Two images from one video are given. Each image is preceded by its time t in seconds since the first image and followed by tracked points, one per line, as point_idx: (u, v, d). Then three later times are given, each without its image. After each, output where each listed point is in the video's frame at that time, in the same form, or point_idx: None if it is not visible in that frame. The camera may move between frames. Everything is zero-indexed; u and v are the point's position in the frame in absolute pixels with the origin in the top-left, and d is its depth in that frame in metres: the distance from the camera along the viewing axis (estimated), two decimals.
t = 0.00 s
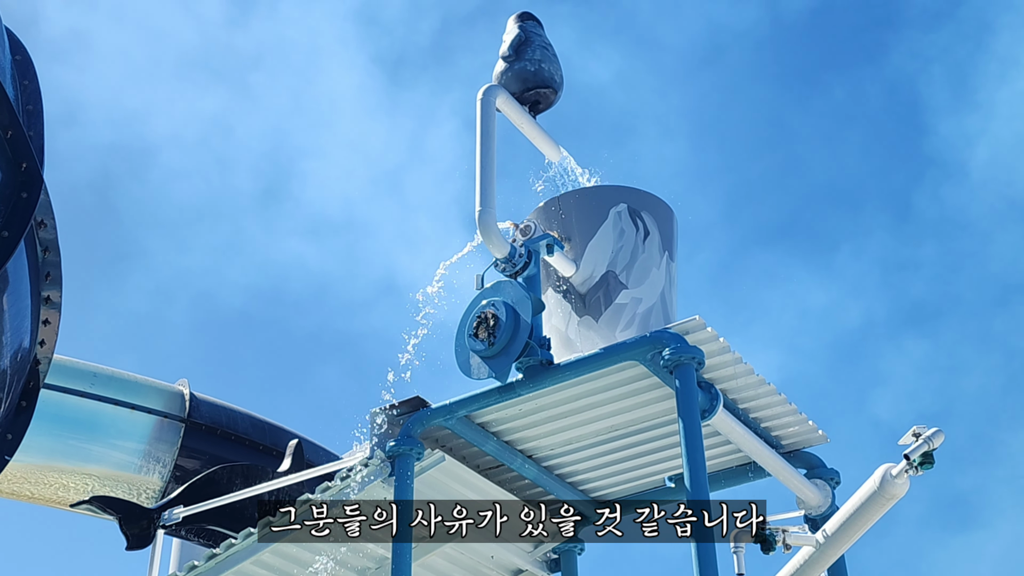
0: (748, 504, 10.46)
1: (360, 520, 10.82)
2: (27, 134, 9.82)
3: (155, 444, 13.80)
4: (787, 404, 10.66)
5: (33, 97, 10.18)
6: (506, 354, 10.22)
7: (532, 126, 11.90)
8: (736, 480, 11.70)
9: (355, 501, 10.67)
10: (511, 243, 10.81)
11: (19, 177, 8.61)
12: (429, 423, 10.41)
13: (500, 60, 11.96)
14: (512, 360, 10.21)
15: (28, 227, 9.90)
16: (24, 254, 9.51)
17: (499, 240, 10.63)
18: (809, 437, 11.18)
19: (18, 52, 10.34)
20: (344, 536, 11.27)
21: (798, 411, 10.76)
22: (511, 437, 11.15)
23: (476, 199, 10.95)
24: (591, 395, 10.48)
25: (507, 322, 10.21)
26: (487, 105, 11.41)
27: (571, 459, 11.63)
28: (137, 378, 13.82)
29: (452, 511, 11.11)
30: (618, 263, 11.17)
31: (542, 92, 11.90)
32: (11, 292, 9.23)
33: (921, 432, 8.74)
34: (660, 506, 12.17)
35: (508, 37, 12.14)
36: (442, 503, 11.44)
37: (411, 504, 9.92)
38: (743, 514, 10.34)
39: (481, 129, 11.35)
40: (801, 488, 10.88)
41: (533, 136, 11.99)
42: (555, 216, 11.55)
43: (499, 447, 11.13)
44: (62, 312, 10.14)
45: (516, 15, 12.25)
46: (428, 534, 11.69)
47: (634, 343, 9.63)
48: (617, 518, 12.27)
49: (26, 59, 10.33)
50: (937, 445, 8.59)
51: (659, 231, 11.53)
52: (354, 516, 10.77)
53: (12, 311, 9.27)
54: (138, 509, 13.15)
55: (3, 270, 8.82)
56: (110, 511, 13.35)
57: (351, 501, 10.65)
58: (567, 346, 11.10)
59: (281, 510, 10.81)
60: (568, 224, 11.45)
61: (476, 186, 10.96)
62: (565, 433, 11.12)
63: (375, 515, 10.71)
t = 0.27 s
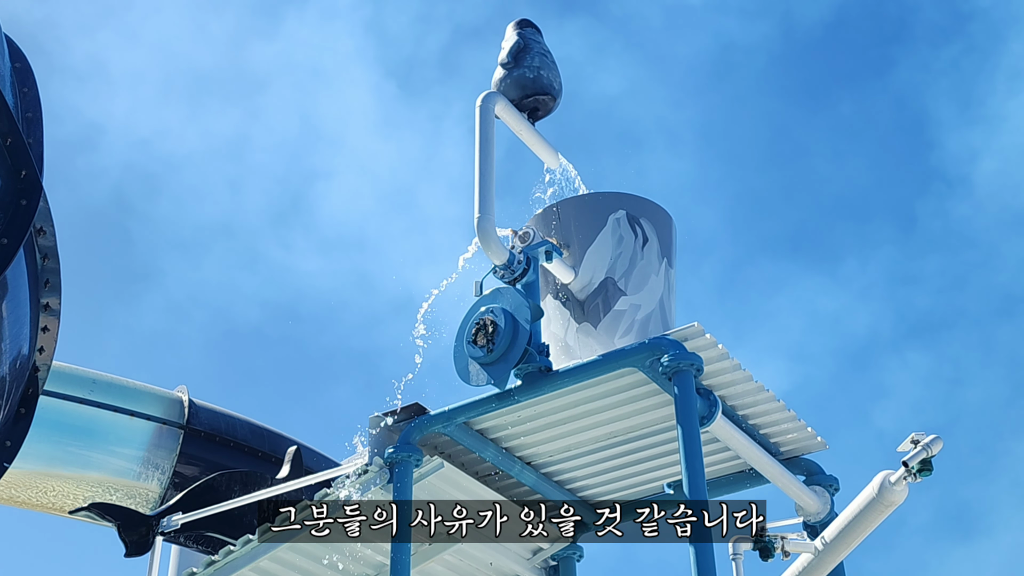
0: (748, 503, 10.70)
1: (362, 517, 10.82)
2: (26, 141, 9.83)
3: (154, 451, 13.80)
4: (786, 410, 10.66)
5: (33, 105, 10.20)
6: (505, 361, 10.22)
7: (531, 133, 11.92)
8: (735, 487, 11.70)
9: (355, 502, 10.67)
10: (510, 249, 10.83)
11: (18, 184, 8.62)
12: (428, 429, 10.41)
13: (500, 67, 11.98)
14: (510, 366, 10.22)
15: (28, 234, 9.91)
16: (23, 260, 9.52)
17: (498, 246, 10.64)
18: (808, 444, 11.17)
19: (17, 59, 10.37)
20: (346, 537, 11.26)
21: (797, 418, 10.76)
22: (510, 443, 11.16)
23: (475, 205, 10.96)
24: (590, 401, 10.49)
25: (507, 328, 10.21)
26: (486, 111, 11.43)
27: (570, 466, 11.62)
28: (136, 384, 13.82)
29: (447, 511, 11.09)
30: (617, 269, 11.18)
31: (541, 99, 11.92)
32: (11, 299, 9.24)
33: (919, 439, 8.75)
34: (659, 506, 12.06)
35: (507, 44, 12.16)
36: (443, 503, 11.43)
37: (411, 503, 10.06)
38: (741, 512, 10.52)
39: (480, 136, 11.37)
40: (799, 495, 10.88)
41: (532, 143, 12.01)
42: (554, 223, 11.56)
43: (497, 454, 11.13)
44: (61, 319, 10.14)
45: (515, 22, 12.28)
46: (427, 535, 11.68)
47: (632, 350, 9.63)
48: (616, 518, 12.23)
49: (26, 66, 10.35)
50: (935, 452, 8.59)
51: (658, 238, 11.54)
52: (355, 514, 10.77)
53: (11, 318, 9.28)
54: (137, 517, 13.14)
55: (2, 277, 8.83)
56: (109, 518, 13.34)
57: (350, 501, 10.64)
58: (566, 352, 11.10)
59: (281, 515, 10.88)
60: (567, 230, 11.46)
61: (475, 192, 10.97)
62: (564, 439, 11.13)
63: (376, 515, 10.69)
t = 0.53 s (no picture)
0: (748, 504, 10.99)
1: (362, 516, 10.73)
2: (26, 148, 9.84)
3: (154, 457, 13.78)
4: (786, 417, 10.66)
5: (32, 111, 10.20)
6: (504, 367, 10.22)
7: (531, 140, 11.93)
8: (735, 494, 11.70)
9: (355, 501, 10.62)
10: (510, 255, 10.84)
11: (18, 191, 8.62)
12: (427, 435, 10.40)
13: (500, 74, 12.00)
14: (510, 373, 10.21)
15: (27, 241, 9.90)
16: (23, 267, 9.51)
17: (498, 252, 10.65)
18: (808, 450, 11.17)
19: (17, 66, 10.38)
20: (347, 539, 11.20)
21: (796, 424, 10.76)
22: (509, 450, 11.16)
23: (475, 212, 10.97)
24: (589, 408, 10.49)
25: (506, 335, 10.20)
26: (486, 118, 11.44)
27: (570, 473, 11.62)
28: (135, 391, 13.81)
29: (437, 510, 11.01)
30: (616, 276, 11.18)
31: (541, 106, 11.93)
32: (10, 306, 9.23)
33: (919, 445, 8.74)
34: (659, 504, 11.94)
35: (507, 51, 12.18)
36: (442, 503, 11.42)
37: (411, 502, 10.25)
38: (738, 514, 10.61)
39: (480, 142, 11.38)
40: (799, 501, 10.88)
41: (532, 150, 12.02)
42: (554, 229, 11.57)
43: (497, 460, 11.13)
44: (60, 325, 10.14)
45: (515, 29, 12.30)
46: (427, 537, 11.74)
47: (632, 356, 9.63)
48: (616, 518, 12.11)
49: (26, 72, 10.36)
50: (935, 459, 8.59)
51: (657, 244, 11.55)
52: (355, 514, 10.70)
53: (11, 324, 9.27)
54: (136, 523, 13.15)
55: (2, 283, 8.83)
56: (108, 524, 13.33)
57: (350, 500, 10.60)
58: (566, 359, 11.10)
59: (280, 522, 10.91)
60: (566, 237, 11.47)
61: (475, 199, 10.98)
62: (563, 445, 11.13)
63: (376, 515, 10.59)
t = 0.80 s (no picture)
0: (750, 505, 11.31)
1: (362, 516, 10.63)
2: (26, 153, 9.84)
3: (153, 464, 13.76)
4: (786, 424, 10.64)
5: (32, 117, 10.20)
6: (504, 374, 10.21)
7: (531, 146, 11.93)
8: (735, 501, 11.67)
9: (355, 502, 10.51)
10: (509, 262, 10.84)
11: (17, 197, 8.62)
12: (427, 442, 10.38)
13: (499, 80, 12.00)
14: (510, 379, 10.20)
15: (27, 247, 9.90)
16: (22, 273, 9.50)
17: (497, 258, 10.64)
18: (808, 457, 11.15)
19: (17, 71, 10.38)
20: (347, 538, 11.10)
21: (796, 431, 10.74)
22: (509, 457, 11.14)
23: (475, 218, 10.96)
24: (589, 414, 10.47)
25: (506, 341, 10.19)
26: (485, 124, 11.45)
27: (569, 479, 11.60)
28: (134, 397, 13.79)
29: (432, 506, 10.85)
30: (616, 282, 11.17)
31: (541, 112, 11.93)
32: (9, 312, 9.22)
33: (920, 452, 8.73)
34: (660, 505, 11.89)
35: (506, 57, 12.19)
36: (442, 503, 11.28)
37: (411, 502, 10.31)
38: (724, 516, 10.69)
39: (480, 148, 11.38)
40: (799, 508, 10.86)
41: (531, 156, 12.02)
42: (553, 235, 11.57)
43: (496, 467, 11.11)
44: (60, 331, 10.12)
45: (514, 36, 12.31)
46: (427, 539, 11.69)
47: (632, 363, 9.62)
48: (616, 518, 12.01)
49: (25, 78, 10.36)
50: (936, 465, 8.58)
51: (657, 251, 11.54)
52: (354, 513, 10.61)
53: (10, 330, 9.26)
54: (134, 529, 13.15)
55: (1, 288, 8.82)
56: (106, 531, 13.31)
57: (350, 500, 10.49)
58: (565, 365, 11.08)
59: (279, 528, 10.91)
60: (566, 243, 11.46)
61: (475, 205, 10.98)
62: (563, 452, 11.10)
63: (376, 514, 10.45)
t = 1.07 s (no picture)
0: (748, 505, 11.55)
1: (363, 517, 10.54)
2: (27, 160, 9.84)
3: (153, 471, 13.75)
4: (787, 429, 10.63)
5: (33, 123, 10.21)
6: (505, 380, 10.21)
7: (531, 152, 11.94)
8: (735, 507, 11.66)
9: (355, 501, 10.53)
10: (510, 268, 10.84)
11: (18, 203, 8.62)
12: (427, 448, 10.38)
13: (500, 86, 12.02)
14: (510, 385, 10.20)
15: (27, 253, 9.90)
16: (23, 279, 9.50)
17: (498, 264, 10.64)
18: (809, 463, 11.14)
19: (18, 77, 10.39)
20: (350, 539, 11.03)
21: (797, 437, 10.73)
22: (510, 462, 11.13)
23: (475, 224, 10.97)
24: (589, 420, 10.47)
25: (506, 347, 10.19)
26: (486, 130, 11.46)
27: (570, 485, 11.59)
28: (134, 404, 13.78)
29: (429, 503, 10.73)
30: (616, 288, 11.18)
31: (541, 118, 11.95)
32: (10, 319, 9.22)
33: (922, 457, 8.72)
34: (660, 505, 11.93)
35: (507, 63, 12.20)
36: (442, 503, 11.25)
37: (411, 504, 10.24)
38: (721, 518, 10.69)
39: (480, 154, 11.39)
40: (800, 514, 10.85)
41: (532, 162, 12.03)
42: (554, 241, 11.57)
43: (497, 473, 11.11)
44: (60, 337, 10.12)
45: (515, 42, 12.32)
46: (427, 543, 11.68)
47: (633, 368, 9.62)
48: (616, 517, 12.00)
49: (26, 84, 10.37)
50: (937, 470, 8.57)
51: (657, 256, 11.55)
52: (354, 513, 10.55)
53: (10, 337, 9.26)
54: (135, 536, 13.11)
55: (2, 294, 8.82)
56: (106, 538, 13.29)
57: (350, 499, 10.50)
58: (565, 371, 11.08)
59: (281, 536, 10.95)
60: (566, 249, 11.46)
61: (476, 211, 10.98)
62: (563, 458, 11.10)
63: (376, 515, 10.32)
